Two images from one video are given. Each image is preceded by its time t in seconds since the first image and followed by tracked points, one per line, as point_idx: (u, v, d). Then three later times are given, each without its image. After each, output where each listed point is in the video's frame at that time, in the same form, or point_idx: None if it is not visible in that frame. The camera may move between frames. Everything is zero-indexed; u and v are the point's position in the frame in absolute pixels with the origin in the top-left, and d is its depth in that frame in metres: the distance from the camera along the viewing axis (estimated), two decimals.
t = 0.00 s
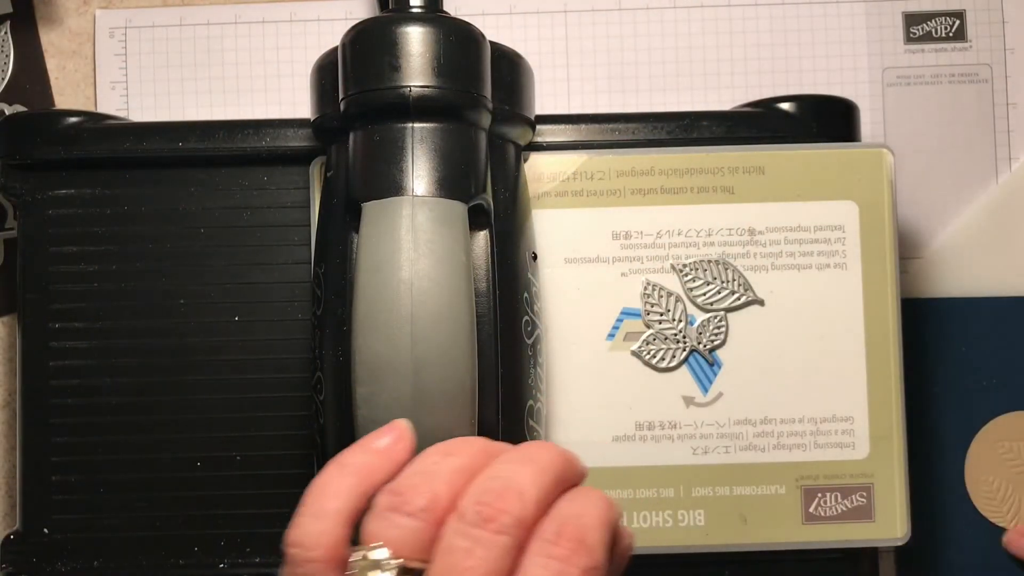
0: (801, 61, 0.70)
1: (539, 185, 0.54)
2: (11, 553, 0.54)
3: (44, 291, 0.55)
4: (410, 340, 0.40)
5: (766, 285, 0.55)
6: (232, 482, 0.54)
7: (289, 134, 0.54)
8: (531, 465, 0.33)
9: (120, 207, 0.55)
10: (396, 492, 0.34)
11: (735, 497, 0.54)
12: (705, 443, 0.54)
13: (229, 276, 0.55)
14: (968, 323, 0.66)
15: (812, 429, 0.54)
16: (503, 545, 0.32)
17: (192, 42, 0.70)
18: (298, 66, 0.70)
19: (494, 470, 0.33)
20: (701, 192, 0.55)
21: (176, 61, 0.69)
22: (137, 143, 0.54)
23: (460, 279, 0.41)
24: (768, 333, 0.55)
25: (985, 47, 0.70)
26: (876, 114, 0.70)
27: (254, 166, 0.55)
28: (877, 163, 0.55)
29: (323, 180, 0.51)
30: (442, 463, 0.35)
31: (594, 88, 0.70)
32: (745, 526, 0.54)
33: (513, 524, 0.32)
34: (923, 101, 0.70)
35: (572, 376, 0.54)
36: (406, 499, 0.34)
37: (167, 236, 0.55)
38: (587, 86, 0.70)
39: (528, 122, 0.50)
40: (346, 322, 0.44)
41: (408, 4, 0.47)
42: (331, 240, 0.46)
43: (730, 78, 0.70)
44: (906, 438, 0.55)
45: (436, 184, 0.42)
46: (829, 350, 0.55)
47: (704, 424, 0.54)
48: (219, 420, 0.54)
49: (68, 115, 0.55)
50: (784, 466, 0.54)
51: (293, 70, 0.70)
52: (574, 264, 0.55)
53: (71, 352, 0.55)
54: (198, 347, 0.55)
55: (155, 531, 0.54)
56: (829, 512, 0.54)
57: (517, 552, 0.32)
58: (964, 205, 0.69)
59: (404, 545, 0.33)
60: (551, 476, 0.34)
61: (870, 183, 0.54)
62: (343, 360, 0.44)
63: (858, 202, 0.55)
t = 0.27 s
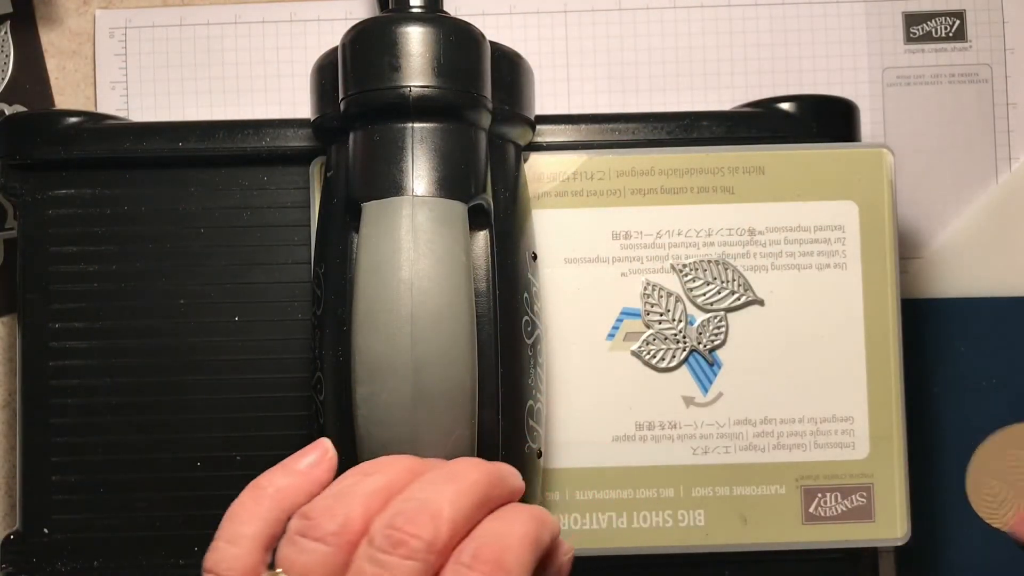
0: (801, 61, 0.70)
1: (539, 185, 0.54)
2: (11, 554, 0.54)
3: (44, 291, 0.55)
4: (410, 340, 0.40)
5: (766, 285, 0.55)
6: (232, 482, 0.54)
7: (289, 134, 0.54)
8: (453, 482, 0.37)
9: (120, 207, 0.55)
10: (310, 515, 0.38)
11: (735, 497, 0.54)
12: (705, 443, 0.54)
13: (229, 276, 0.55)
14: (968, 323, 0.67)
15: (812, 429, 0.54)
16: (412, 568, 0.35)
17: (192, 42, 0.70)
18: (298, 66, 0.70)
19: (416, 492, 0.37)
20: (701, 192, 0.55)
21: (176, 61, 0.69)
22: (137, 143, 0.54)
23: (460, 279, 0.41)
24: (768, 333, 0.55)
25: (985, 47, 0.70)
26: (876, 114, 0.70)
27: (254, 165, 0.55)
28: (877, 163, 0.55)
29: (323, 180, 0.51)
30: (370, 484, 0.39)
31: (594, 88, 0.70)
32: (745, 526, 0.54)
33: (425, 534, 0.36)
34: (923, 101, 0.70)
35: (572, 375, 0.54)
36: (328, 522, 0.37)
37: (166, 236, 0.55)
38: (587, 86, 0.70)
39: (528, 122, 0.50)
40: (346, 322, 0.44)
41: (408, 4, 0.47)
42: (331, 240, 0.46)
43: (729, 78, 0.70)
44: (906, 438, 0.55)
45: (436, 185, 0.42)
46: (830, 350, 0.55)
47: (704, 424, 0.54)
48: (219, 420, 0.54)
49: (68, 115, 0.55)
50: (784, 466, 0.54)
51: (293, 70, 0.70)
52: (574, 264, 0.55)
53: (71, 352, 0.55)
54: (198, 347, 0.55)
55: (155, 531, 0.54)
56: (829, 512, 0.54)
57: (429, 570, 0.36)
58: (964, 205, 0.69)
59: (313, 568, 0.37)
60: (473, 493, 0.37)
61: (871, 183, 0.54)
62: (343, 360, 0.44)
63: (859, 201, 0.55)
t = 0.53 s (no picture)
0: (801, 61, 0.70)
1: (539, 185, 0.54)
2: (11, 553, 0.54)
3: (44, 291, 0.55)
4: (410, 340, 0.40)
5: (766, 285, 0.55)
6: (232, 482, 0.54)
7: (289, 134, 0.54)
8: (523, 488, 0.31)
9: (120, 207, 0.55)
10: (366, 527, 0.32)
11: (735, 497, 0.54)
12: (705, 443, 0.54)
13: (229, 276, 0.55)
14: (968, 323, 0.67)
15: (812, 429, 0.54)
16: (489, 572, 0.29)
17: (192, 42, 0.70)
18: (298, 66, 0.70)
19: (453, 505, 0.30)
20: (701, 192, 0.55)
21: (176, 61, 0.69)
22: (137, 143, 0.54)
23: (460, 279, 0.41)
24: (768, 333, 0.55)
25: (985, 47, 0.70)
26: (876, 114, 0.70)
27: (254, 166, 0.55)
28: (877, 163, 0.55)
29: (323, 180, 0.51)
30: (408, 526, 0.30)
31: (594, 88, 0.70)
32: (745, 527, 0.54)
33: (501, 557, 0.29)
34: (923, 101, 0.70)
35: (572, 375, 0.54)
36: (361, 531, 0.32)
37: (166, 236, 0.55)
38: (587, 86, 0.70)
39: (528, 122, 0.50)
40: (346, 322, 0.44)
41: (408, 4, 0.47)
42: (331, 240, 0.46)
43: (729, 78, 0.70)
44: (906, 438, 0.54)
45: (436, 184, 0.42)
46: (829, 350, 0.55)
47: (704, 424, 0.54)
48: (220, 420, 0.54)
49: (68, 115, 0.55)
50: (784, 466, 0.54)
51: (293, 70, 0.70)
52: (574, 264, 0.55)
53: (71, 352, 0.55)
54: (198, 347, 0.55)
55: (155, 531, 0.54)
56: (829, 512, 0.54)
57: None
58: (964, 205, 0.69)
59: None
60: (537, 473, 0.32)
61: (870, 182, 0.54)
62: (343, 360, 0.44)
63: (858, 201, 0.55)
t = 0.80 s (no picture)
0: (801, 61, 0.70)
1: (539, 185, 0.54)
2: (11, 553, 0.54)
3: (43, 291, 0.55)
4: (410, 340, 0.40)
5: (766, 285, 0.55)
6: (232, 482, 0.54)
7: (289, 134, 0.54)
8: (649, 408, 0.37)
9: (120, 207, 0.55)
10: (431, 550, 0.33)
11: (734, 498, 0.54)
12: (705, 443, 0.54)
13: (230, 276, 0.55)
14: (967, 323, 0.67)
15: (812, 429, 0.54)
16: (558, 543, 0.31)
17: (192, 42, 0.70)
18: (298, 66, 0.70)
19: (596, 416, 0.36)
20: (701, 193, 0.55)
21: (176, 61, 0.69)
22: (137, 143, 0.54)
23: (460, 279, 0.41)
24: (768, 334, 0.55)
25: (985, 47, 0.70)
26: (876, 114, 0.70)
27: (254, 166, 0.55)
28: (877, 163, 0.55)
29: (323, 180, 0.51)
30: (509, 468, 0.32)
31: (594, 88, 0.70)
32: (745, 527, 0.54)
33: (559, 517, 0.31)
34: (923, 101, 0.70)
35: (572, 375, 0.54)
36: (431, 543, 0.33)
37: (167, 236, 0.55)
38: (587, 85, 0.70)
39: (528, 122, 0.50)
40: (346, 323, 0.44)
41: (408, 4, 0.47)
42: (331, 240, 0.46)
43: (730, 78, 0.70)
44: (906, 439, 0.55)
45: (436, 184, 0.42)
46: (829, 350, 0.55)
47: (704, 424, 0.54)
48: (220, 420, 0.54)
49: (67, 115, 0.55)
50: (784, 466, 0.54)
51: (293, 70, 0.70)
52: (574, 265, 0.55)
53: (71, 352, 0.55)
54: (198, 347, 0.55)
55: (156, 531, 0.54)
56: (828, 512, 0.54)
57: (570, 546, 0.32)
58: (964, 205, 0.69)
59: None
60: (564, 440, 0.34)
61: (870, 183, 0.54)
62: (343, 360, 0.44)
63: (858, 202, 0.55)
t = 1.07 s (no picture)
0: (801, 61, 0.70)
1: (539, 185, 0.54)
2: (12, 553, 0.54)
3: (43, 291, 0.55)
4: (410, 340, 0.40)
5: (766, 285, 0.55)
6: (232, 482, 0.54)
7: (289, 134, 0.54)
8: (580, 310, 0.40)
9: (120, 207, 0.55)
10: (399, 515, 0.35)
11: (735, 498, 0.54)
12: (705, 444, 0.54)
13: (231, 276, 0.55)
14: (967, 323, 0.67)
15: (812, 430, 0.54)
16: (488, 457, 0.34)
17: (192, 42, 0.70)
18: (298, 66, 0.70)
19: (535, 315, 0.40)
20: (701, 193, 0.55)
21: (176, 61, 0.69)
22: (137, 143, 0.54)
23: (460, 279, 0.41)
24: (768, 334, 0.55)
25: (985, 47, 0.70)
26: (876, 114, 0.70)
27: (254, 166, 0.55)
28: (877, 163, 0.55)
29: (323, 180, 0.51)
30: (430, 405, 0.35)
31: (594, 88, 0.70)
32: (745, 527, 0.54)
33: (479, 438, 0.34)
34: (923, 101, 0.70)
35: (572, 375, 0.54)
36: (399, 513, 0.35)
37: (167, 236, 0.55)
38: (587, 85, 0.70)
39: (528, 122, 0.50)
40: (346, 323, 0.44)
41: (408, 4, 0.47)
42: (331, 240, 0.46)
43: (729, 78, 0.70)
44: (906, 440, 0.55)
45: (436, 184, 0.42)
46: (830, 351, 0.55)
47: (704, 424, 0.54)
48: (220, 420, 0.54)
49: (67, 115, 0.55)
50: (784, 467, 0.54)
51: (293, 70, 0.70)
52: (574, 265, 0.55)
53: (71, 352, 0.55)
54: (198, 347, 0.55)
55: (156, 531, 0.54)
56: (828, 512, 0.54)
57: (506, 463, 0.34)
58: (964, 205, 0.69)
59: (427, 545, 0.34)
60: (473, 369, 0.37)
61: (871, 183, 0.54)
62: (343, 360, 0.44)
63: (859, 202, 0.55)
